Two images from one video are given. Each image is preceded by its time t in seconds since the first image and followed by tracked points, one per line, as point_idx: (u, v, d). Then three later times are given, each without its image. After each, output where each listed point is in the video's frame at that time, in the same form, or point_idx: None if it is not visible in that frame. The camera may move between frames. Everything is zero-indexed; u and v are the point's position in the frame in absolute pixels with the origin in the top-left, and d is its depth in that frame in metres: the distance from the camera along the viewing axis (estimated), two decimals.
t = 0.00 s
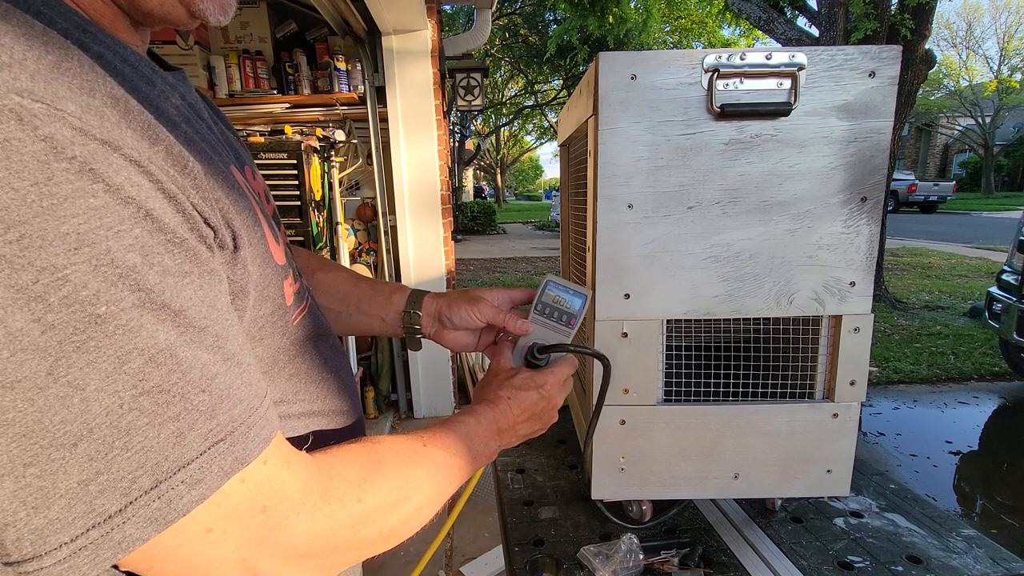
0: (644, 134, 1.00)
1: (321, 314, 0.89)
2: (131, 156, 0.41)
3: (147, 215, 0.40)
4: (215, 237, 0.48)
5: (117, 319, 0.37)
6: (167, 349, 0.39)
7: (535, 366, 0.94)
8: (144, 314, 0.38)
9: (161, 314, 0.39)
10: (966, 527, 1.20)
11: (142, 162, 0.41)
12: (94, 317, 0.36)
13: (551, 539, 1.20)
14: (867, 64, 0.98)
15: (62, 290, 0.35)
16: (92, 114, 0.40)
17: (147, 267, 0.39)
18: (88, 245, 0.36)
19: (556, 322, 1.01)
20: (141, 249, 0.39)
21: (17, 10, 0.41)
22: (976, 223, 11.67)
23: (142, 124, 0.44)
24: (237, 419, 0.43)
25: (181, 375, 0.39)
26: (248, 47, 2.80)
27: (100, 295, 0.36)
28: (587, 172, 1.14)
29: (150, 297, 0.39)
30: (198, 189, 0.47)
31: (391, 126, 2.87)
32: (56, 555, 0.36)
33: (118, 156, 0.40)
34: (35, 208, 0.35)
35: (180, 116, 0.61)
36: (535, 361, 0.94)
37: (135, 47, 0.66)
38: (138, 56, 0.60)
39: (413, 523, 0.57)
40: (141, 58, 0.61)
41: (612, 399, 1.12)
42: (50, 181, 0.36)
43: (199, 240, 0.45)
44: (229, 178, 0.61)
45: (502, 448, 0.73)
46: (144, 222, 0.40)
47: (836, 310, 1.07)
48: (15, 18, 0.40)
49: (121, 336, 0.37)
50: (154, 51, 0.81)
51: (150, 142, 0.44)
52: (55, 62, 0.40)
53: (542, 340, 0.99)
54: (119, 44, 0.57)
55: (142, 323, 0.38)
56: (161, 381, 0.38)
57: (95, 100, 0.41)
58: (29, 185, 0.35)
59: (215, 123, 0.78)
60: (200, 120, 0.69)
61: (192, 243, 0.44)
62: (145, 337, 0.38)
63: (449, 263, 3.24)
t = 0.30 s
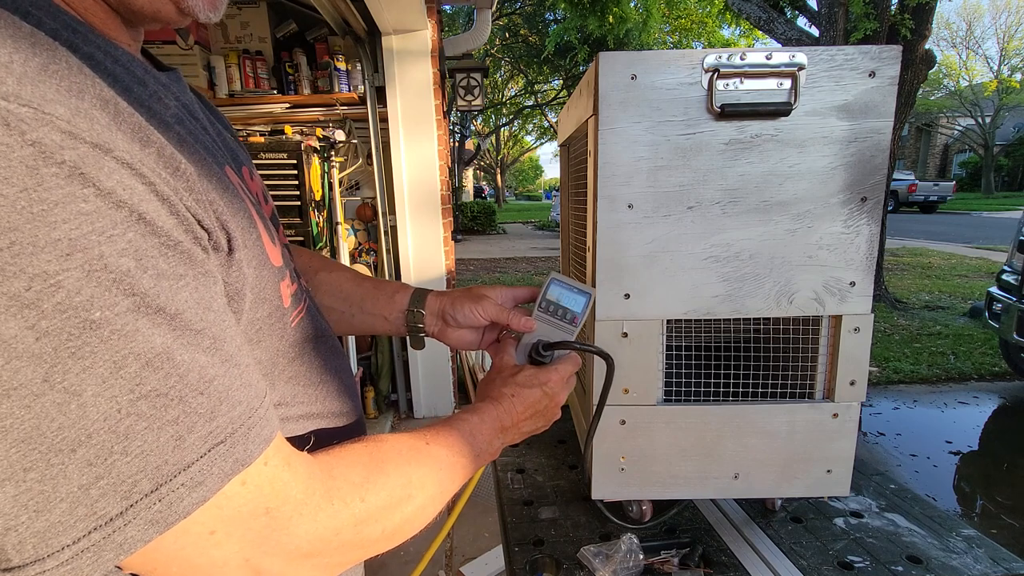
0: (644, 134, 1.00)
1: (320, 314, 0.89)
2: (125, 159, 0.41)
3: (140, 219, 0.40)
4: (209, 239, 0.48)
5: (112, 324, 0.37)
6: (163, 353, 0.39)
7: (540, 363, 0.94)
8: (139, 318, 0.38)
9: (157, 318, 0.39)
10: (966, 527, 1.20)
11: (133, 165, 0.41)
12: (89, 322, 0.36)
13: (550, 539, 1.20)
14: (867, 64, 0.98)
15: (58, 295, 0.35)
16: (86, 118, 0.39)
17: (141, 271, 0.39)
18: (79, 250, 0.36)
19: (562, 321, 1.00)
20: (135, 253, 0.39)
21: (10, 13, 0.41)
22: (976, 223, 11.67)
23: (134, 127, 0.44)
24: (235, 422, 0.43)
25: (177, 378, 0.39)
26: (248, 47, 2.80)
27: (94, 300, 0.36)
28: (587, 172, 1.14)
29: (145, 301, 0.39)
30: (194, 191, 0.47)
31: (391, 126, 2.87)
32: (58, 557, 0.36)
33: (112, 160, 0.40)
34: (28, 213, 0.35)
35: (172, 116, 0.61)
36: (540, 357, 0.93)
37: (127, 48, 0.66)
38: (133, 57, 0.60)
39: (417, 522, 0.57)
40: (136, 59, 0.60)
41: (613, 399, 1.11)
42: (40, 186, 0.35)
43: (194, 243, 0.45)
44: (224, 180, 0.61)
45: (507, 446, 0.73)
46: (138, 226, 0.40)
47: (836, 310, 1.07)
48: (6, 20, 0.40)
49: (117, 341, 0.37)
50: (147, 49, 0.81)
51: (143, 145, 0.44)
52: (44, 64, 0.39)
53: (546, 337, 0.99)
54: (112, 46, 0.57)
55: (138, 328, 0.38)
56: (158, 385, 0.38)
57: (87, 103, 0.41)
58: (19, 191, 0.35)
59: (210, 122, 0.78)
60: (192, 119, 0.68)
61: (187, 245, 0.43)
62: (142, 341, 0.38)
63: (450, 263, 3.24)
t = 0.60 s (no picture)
0: (644, 134, 1.00)
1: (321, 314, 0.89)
2: (131, 167, 0.40)
3: (146, 226, 0.40)
4: (215, 244, 0.48)
5: (119, 331, 0.37)
6: (168, 359, 0.39)
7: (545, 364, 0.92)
8: (145, 325, 0.38)
9: (162, 325, 0.39)
10: (966, 527, 1.20)
11: (139, 172, 0.41)
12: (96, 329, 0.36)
13: (551, 539, 1.20)
14: (867, 64, 0.98)
15: (67, 300, 0.35)
16: (92, 126, 0.39)
17: (147, 278, 0.39)
18: (86, 254, 0.36)
19: (565, 323, 0.99)
20: (141, 260, 0.39)
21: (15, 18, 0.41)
22: (976, 224, 11.67)
23: (140, 133, 0.44)
24: (237, 428, 0.42)
25: (181, 385, 0.39)
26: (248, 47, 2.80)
27: (101, 307, 0.36)
28: (587, 172, 1.14)
29: (150, 308, 0.39)
30: (199, 197, 0.47)
31: (391, 126, 2.87)
32: (62, 563, 0.36)
33: (118, 167, 0.39)
34: (37, 219, 0.35)
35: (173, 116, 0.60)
36: (546, 357, 0.91)
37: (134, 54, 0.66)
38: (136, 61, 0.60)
39: (416, 527, 0.57)
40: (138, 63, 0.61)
41: (613, 399, 1.11)
42: (49, 194, 0.36)
43: (200, 248, 0.45)
44: (226, 182, 0.61)
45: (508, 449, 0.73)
46: (144, 233, 0.40)
47: (836, 310, 1.07)
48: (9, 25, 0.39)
49: (124, 348, 0.37)
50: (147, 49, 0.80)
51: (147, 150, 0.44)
52: (52, 72, 0.39)
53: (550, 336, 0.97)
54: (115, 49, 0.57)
55: (144, 334, 0.38)
56: (163, 392, 0.38)
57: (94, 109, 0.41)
58: (28, 200, 0.35)
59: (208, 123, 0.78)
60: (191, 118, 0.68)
61: (193, 251, 0.44)
62: (149, 347, 0.38)
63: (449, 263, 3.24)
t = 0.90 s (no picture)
0: (644, 134, 1.00)
1: (329, 313, 0.89)
2: (119, 165, 0.41)
3: (132, 223, 0.40)
4: (211, 242, 0.48)
5: (94, 321, 0.37)
6: (143, 353, 0.39)
7: (538, 368, 0.93)
8: (123, 317, 0.38)
9: (141, 318, 0.39)
10: (966, 527, 1.20)
11: (132, 168, 0.41)
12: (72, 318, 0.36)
13: (551, 539, 1.20)
14: (867, 64, 0.98)
15: (45, 290, 0.35)
16: (84, 124, 0.40)
17: (130, 272, 0.39)
18: (73, 248, 0.37)
19: (559, 327, 1.00)
20: (125, 254, 0.39)
21: (22, 20, 0.42)
22: (976, 224, 11.68)
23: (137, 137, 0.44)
24: (209, 425, 0.42)
25: (154, 378, 0.39)
26: (249, 47, 2.80)
27: (78, 298, 0.36)
28: (587, 172, 1.14)
29: (130, 302, 0.39)
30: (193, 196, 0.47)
31: (391, 126, 2.87)
32: (21, 547, 0.36)
33: (106, 164, 0.40)
34: (21, 209, 0.35)
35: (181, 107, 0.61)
36: (540, 362, 0.93)
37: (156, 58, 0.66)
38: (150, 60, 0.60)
39: (390, 533, 0.56)
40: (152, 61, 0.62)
41: (612, 399, 1.11)
42: (36, 188, 0.36)
43: (192, 247, 0.45)
44: (234, 186, 0.60)
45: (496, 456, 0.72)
46: (129, 229, 0.40)
47: (836, 310, 1.07)
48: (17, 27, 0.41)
49: (98, 338, 0.37)
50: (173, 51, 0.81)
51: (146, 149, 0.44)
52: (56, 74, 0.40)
53: (543, 341, 0.98)
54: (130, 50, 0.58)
55: (123, 328, 0.38)
56: (135, 383, 0.38)
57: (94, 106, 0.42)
58: (15, 192, 0.35)
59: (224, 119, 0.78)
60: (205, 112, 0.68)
61: (183, 249, 0.44)
62: (125, 339, 0.38)
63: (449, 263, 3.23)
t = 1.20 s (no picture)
0: (644, 134, 1.00)
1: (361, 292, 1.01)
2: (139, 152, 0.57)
3: (138, 201, 0.55)
4: (215, 222, 0.65)
5: (95, 274, 0.50)
6: (131, 306, 0.52)
7: (527, 363, 0.97)
8: (120, 275, 0.52)
9: (136, 278, 0.52)
10: (966, 527, 1.20)
11: (151, 157, 0.58)
12: (73, 268, 0.50)
13: (551, 539, 1.20)
14: (867, 64, 0.98)
15: (56, 246, 0.49)
16: (122, 117, 0.57)
17: (131, 238, 0.53)
18: (85, 213, 0.51)
19: (551, 321, 1.05)
20: (128, 224, 0.53)
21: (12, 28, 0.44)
22: (976, 223, 11.68)
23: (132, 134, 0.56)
24: (184, 375, 0.55)
25: (139, 329, 0.52)
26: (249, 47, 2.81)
27: (85, 255, 0.50)
28: (587, 172, 1.14)
29: (128, 264, 0.52)
30: (207, 180, 0.64)
31: (391, 126, 2.87)
32: (26, 435, 0.50)
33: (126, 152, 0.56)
34: (50, 184, 0.51)
35: (230, 106, 0.78)
36: (529, 357, 0.96)
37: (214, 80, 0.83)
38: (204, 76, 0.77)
39: (344, 501, 0.68)
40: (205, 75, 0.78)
41: (612, 399, 1.11)
42: (64, 166, 0.52)
43: (191, 226, 0.60)
44: (255, 176, 0.72)
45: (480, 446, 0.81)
46: (133, 205, 0.54)
47: (836, 310, 1.07)
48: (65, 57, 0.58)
49: (95, 289, 0.50)
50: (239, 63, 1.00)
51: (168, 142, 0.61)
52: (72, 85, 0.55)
53: (534, 335, 1.02)
54: (190, 71, 0.75)
55: (117, 284, 0.51)
56: (122, 329, 0.51)
57: (129, 107, 0.59)
58: (46, 170, 0.51)
59: (281, 121, 0.95)
60: (257, 109, 0.86)
61: (180, 225, 0.58)
62: (116, 294, 0.51)
63: (449, 263, 3.31)
